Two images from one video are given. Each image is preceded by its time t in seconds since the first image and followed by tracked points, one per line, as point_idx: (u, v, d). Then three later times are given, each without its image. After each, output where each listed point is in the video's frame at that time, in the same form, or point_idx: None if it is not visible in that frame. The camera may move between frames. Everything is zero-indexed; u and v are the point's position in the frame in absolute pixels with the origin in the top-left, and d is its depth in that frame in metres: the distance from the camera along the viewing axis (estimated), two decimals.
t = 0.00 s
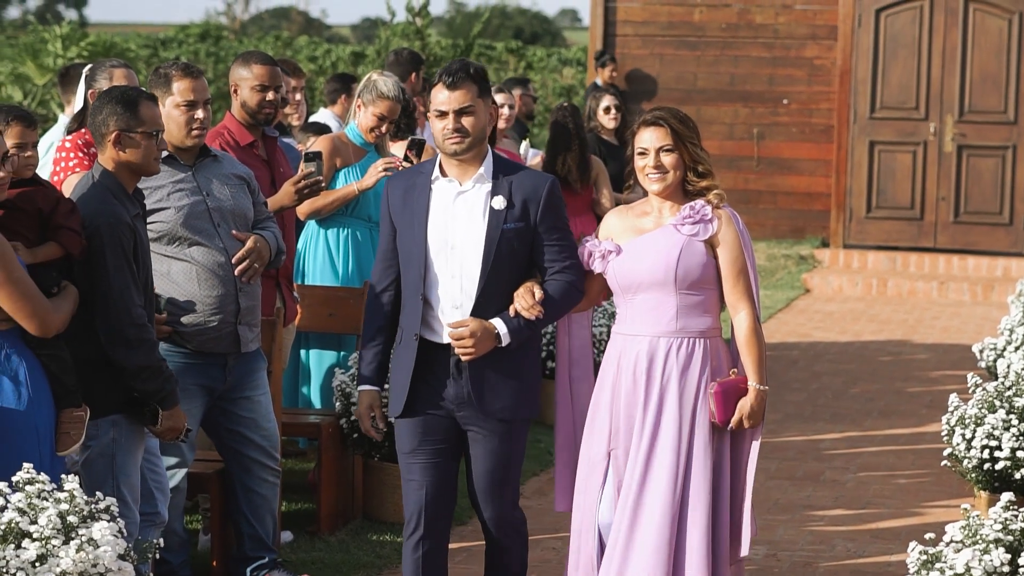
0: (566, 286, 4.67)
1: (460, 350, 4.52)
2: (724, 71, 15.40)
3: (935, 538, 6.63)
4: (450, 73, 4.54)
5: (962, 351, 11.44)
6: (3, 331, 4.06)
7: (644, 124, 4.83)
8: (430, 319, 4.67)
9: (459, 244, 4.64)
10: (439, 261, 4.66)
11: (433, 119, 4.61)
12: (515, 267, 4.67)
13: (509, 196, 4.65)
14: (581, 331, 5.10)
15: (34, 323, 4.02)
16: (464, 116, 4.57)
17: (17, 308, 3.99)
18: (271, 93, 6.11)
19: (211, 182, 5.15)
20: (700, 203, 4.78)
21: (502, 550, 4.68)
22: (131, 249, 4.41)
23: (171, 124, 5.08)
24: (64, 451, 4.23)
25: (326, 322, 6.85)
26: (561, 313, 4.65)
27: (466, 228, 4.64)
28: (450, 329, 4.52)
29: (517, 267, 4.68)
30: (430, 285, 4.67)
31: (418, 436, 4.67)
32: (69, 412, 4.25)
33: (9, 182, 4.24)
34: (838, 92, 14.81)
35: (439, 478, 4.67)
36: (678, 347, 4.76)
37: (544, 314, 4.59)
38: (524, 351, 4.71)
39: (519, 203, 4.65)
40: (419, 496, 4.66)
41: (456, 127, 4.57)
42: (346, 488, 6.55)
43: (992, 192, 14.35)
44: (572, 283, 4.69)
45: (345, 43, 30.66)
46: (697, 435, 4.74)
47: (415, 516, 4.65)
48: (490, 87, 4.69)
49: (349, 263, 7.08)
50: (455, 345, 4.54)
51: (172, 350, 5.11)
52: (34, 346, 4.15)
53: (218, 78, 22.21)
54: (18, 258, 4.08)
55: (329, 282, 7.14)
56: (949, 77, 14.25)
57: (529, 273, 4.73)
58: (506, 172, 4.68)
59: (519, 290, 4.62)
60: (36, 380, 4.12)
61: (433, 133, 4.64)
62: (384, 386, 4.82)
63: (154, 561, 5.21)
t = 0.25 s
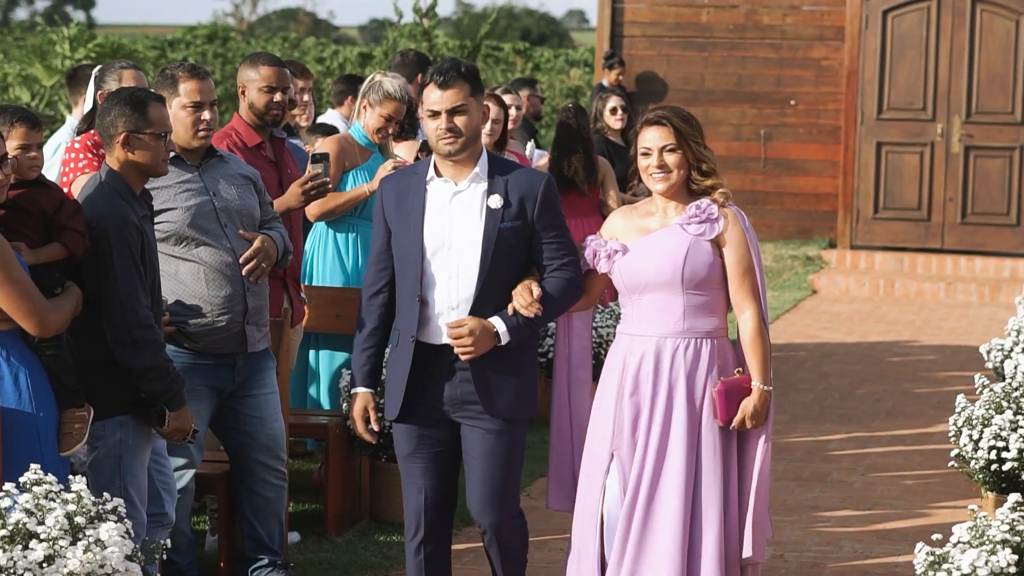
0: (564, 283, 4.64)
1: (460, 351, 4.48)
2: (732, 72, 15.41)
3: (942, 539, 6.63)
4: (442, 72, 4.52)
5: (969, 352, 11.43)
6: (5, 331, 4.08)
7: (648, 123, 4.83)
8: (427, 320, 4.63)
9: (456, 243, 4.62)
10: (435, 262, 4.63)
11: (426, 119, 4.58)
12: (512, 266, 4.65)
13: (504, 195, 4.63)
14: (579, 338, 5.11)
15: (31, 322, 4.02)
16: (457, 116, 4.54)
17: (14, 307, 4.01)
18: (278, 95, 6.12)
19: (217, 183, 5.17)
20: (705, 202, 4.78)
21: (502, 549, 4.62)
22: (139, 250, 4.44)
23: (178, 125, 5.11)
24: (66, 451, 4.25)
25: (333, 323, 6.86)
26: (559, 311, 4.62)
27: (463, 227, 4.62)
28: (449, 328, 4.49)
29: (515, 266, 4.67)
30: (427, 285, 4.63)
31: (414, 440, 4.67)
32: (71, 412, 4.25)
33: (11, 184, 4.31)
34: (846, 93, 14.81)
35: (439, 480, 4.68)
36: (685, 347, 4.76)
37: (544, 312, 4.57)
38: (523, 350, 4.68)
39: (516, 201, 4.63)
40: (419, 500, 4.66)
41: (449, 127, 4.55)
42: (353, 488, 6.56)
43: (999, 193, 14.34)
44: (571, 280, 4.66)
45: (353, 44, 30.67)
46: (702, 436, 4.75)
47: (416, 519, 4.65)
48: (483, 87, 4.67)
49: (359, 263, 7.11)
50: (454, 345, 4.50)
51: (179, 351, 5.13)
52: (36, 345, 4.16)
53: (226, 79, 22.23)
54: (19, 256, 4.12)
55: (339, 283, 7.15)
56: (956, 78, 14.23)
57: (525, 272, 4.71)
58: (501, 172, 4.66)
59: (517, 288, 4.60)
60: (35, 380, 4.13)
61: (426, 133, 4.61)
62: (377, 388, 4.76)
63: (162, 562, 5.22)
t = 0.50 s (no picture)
0: (563, 284, 4.50)
1: (459, 353, 4.34)
2: (738, 73, 15.43)
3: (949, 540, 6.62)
4: (436, 72, 4.38)
5: (976, 352, 11.42)
6: (5, 332, 4.12)
7: (651, 124, 4.80)
8: (426, 322, 4.46)
9: (454, 244, 4.46)
10: (433, 264, 4.47)
11: (421, 120, 4.44)
12: (511, 267, 4.50)
13: (502, 195, 4.48)
14: (581, 342, 5.11)
15: (30, 324, 4.05)
16: (452, 116, 4.40)
17: (14, 307, 4.03)
18: (285, 96, 6.13)
19: (225, 183, 5.18)
20: (710, 203, 4.74)
21: (500, 550, 4.44)
22: (146, 250, 4.45)
23: (185, 126, 5.10)
24: (67, 453, 4.26)
25: (341, 323, 6.88)
26: (559, 312, 4.49)
27: (461, 228, 4.46)
28: (447, 331, 4.34)
29: (514, 267, 4.51)
30: (426, 288, 4.47)
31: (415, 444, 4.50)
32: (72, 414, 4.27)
33: (11, 185, 4.35)
34: (853, 94, 14.81)
35: (440, 483, 4.52)
36: (690, 349, 4.73)
37: (543, 313, 4.42)
38: (523, 351, 4.52)
39: (514, 202, 4.49)
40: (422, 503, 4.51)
41: (445, 128, 4.40)
42: (361, 490, 6.57)
43: (1006, 194, 14.33)
44: (571, 280, 4.52)
45: (360, 45, 30.72)
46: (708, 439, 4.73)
47: (417, 522, 4.51)
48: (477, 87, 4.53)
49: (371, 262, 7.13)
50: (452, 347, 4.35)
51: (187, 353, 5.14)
52: (34, 347, 4.19)
53: (233, 81, 22.28)
54: (19, 256, 4.15)
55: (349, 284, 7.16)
56: (963, 79, 14.22)
57: (524, 272, 4.55)
58: (499, 172, 4.51)
59: (516, 288, 4.45)
60: (35, 380, 4.16)
61: (422, 134, 4.47)
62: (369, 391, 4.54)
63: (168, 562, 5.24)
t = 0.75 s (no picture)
0: (564, 284, 4.47)
1: (459, 354, 4.32)
2: (745, 74, 15.44)
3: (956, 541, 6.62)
4: (434, 73, 4.36)
5: (983, 353, 11.40)
6: (6, 333, 4.18)
7: (654, 126, 4.76)
8: (426, 324, 4.44)
9: (454, 246, 4.44)
10: (433, 265, 4.45)
11: (420, 120, 4.41)
12: (511, 268, 4.47)
13: (501, 196, 4.45)
14: (582, 340, 5.06)
15: (29, 325, 4.09)
16: (450, 117, 4.36)
17: (13, 307, 4.08)
18: (292, 97, 6.13)
19: (233, 183, 5.20)
20: (714, 207, 4.70)
21: (494, 552, 4.39)
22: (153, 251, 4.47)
23: (193, 126, 5.13)
24: (66, 455, 4.30)
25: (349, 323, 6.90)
26: (560, 312, 4.45)
27: (459, 230, 4.44)
28: (447, 331, 4.32)
29: (514, 268, 4.48)
30: (426, 289, 4.45)
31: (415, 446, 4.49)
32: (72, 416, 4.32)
33: (14, 187, 4.44)
34: (859, 94, 14.80)
35: (444, 485, 4.51)
36: (694, 354, 4.71)
37: (543, 313, 4.39)
38: (523, 352, 4.49)
39: (513, 202, 4.46)
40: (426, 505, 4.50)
41: (442, 129, 4.37)
42: (368, 490, 6.58)
43: (1014, 194, 14.31)
44: (571, 280, 4.49)
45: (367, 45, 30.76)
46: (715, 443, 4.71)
47: (422, 524, 4.51)
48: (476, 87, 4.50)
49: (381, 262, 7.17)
50: (452, 347, 4.33)
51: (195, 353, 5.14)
52: (33, 348, 4.27)
53: (240, 82, 22.33)
54: (19, 257, 4.24)
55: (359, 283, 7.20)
56: (970, 79, 14.20)
57: (524, 272, 4.52)
58: (498, 172, 4.48)
59: (515, 288, 4.42)
60: (34, 382, 4.23)
61: (420, 135, 4.43)
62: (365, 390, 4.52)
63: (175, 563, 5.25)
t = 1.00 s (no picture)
0: (566, 287, 4.44)
1: (459, 357, 4.28)
2: (752, 74, 15.46)
3: (963, 541, 6.61)
4: (435, 73, 4.32)
5: (991, 354, 11.39)
6: (6, 334, 4.20)
7: (656, 131, 4.71)
8: (426, 327, 4.41)
9: (454, 248, 4.40)
10: (433, 267, 4.41)
11: (420, 121, 4.37)
12: (511, 271, 4.43)
13: (502, 198, 4.41)
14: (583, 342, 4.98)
15: (28, 326, 4.11)
16: (451, 117, 4.33)
17: (14, 308, 4.08)
18: (299, 97, 6.14)
19: (241, 183, 5.20)
20: (717, 212, 4.65)
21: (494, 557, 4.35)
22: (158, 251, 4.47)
23: (201, 126, 5.14)
24: (67, 455, 4.29)
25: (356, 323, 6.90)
26: (561, 315, 4.42)
27: (459, 232, 4.39)
28: (448, 334, 4.28)
29: (514, 271, 4.44)
30: (427, 292, 4.41)
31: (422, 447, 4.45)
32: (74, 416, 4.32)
33: (18, 187, 4.43)
34: (866, 95, 14.80)
35: (446, 490, 4.50)
36: (697, 360, 4.65)
37: (545, 316, 4.35)
38: (524, 356, 4.46)
39: (514, 205, 4.41)
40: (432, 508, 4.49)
41: (443, 130, 4.34)
42: (374, 491, 6.58)
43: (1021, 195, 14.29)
44: (573, 283, 4.46)
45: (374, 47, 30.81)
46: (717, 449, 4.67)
47: (426, 526, 4.51)
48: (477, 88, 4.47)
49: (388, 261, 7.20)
50: (452, 350, 4.29)
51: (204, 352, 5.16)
52: (34, 349, 4.28)
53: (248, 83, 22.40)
54: (22, 257, 4.25)
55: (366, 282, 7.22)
56: (977, 80, 14.19)
57: (525, 276, 4.48)
58: (499, 174, 4.45)
59: (516, 292, 4.38)
60: (35, 383, 4.24)
61: (421, 136, 4.40)
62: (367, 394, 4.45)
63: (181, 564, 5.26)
